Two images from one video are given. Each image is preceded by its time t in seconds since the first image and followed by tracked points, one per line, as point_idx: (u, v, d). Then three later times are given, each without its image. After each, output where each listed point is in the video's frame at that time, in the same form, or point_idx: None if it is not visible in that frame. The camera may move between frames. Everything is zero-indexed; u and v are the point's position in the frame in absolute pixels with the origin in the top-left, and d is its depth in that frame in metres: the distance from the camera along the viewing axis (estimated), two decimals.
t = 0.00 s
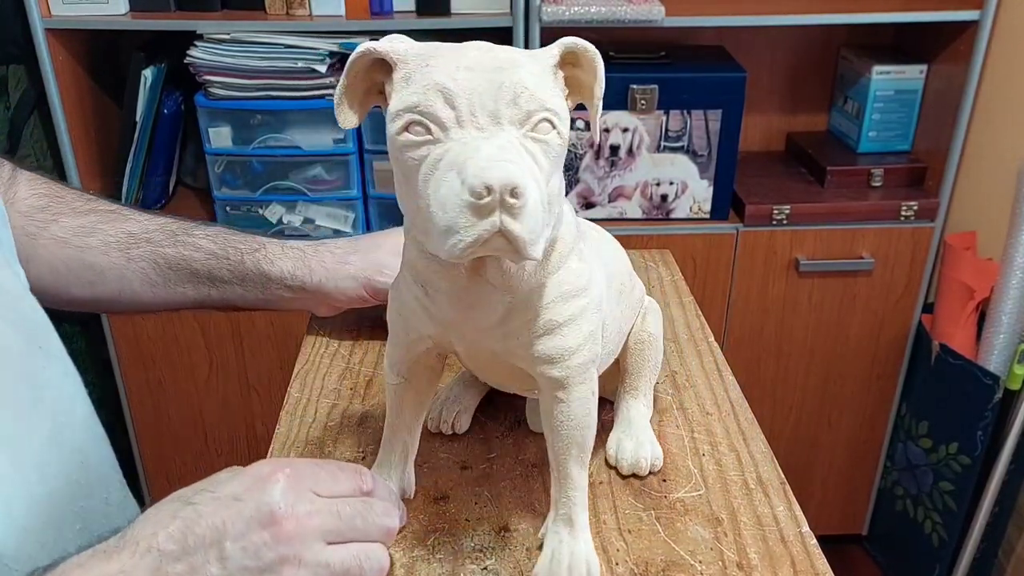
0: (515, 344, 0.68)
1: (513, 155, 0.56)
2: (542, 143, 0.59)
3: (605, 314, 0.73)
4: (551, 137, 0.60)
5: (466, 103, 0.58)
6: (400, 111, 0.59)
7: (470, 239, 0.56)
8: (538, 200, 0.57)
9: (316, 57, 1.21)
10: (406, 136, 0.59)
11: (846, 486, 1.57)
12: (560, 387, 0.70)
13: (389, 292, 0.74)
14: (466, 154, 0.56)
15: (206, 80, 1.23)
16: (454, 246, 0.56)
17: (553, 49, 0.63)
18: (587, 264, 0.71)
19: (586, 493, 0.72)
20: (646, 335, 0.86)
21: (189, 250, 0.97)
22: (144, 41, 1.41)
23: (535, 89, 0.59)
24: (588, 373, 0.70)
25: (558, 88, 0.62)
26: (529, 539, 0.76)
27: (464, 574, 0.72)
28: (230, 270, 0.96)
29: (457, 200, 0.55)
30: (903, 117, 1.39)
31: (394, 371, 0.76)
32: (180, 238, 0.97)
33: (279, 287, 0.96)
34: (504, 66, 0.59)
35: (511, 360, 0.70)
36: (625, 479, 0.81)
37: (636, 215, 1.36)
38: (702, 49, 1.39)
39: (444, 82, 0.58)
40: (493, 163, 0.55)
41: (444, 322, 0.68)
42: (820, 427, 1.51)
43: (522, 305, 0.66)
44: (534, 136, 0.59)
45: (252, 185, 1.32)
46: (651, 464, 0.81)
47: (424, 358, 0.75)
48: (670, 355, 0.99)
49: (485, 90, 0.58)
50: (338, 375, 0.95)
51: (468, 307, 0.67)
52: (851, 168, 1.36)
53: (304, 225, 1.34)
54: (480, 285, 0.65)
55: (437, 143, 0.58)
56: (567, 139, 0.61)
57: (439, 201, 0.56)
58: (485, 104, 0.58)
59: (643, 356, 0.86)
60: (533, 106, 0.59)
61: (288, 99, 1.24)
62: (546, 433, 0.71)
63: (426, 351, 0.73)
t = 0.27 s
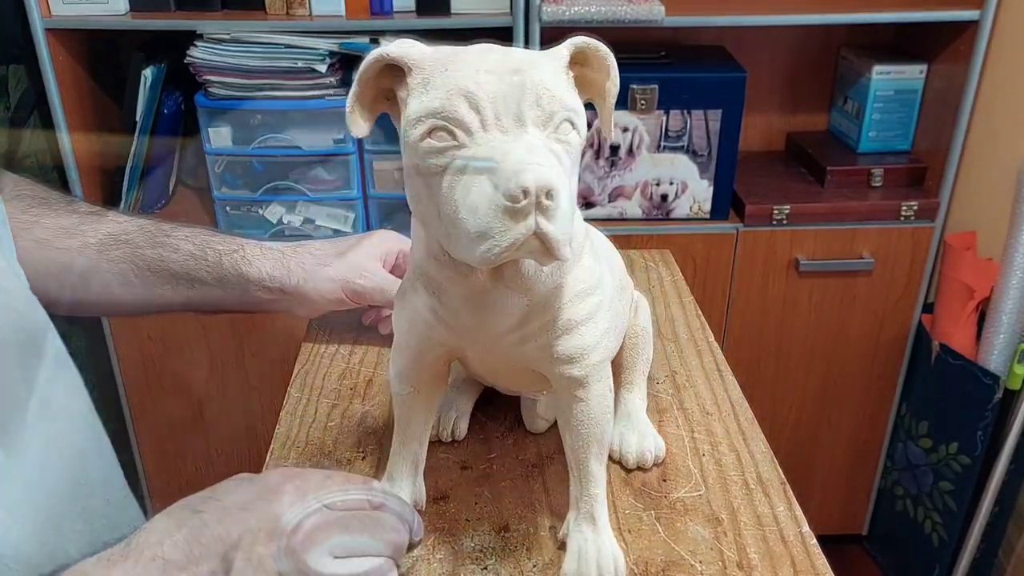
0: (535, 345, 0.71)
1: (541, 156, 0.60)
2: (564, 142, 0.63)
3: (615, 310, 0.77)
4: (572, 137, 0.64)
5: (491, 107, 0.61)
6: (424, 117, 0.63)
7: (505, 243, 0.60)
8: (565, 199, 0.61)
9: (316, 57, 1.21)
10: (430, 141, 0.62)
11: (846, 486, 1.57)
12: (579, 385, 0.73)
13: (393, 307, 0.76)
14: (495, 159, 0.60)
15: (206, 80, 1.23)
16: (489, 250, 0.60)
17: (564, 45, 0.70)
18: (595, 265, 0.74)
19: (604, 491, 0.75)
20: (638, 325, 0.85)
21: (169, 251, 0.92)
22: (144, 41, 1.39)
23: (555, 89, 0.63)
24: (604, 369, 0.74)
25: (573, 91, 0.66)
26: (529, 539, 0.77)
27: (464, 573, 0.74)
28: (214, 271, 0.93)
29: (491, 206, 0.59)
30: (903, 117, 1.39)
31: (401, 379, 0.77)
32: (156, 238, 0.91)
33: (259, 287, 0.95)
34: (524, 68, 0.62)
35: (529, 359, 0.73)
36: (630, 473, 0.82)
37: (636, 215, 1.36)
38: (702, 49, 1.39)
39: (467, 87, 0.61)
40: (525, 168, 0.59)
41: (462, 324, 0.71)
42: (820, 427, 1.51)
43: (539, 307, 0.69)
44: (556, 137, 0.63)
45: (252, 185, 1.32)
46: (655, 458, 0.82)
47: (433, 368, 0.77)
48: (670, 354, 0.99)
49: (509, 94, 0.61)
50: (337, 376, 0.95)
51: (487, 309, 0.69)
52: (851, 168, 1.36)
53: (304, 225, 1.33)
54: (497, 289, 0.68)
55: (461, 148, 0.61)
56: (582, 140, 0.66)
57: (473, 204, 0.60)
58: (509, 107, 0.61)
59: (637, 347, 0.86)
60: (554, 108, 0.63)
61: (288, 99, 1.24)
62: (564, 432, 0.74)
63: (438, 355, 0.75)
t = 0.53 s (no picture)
0: (534, 344, 0.71)
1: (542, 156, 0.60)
2: (565, 142, 0.63)
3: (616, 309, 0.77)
4: (572, 136, 0.64)
5: (492, 106, 0.61)
6: (426, 117, 0.63)
7: (507, 241, 0.60)
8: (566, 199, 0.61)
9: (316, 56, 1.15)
10: (431, 140, 0.63)
11: (845, 486, 1.57)
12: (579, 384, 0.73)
13: (392, 309, 0.76)
14: (496, 158, 0.60)
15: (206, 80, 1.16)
16: (490, 249, 0.60)
17: (564, 45, 0.70)
18: (595, 264, 0.74)
19: (604, 490, 0.75)
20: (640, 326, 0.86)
21: (163, 251, 0.74)
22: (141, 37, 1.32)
23: (556, 89, 0.63)
24: (603, 368, 0.74)
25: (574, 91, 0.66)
26: (530, 539, 0.77)
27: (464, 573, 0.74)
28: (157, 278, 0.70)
29: (491, 205, 0.59)
30: (903, 117, 1.39)
31: (401, 379, 0.77)
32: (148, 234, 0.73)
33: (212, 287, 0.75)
34: (525, 67, 0.62)
35: (529, 359, 0.73)
36: (630, 472, 0.82)
37: (636, 214, 1.36)
38: (702, 48, 1.39)
39: (468, 86, 0.62)
40: (527, 167, 0.59)
41: (463, 323, 0.71)
42: (819, 426, 1.51)
43: (541, 306, 0.69)
44: (557, 136, 0.63)
45: (251, 185, 1.31)
46: (655, 457, 0.82)
47: (433, 368, 0.77)
48: (670, 354, 0.99)
49: (510, 94, 0.61)
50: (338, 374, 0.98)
51: (487, 309, 0.69)
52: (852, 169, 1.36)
53: (304, 225, 1.32)
54: (498, 289, 0.68)
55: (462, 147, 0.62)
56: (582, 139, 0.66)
57: (475, 204, 0.60)
58: (510, 106, 0.61)
59: (636, 346, 0.86)
60: (555, 108, 0.63)
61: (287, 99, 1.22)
62: (564, 432, 0.74)
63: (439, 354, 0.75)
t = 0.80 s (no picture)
0: (533, 343, 0.71)
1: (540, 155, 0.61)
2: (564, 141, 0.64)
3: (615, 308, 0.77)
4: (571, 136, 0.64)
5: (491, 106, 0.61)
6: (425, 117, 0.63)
7: (503, 240, 0.60)
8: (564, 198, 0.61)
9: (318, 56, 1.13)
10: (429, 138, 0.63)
11: (845, 486, 1.57)
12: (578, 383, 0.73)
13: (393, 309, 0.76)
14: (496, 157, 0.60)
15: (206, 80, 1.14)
16: (488, 248, 0.60)
17: (564, 45, 0.70)
18: (595, 263, 0.74)
19: (604, 490, 0.75)
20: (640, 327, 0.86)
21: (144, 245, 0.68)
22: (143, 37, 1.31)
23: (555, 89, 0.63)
24: (603, 367, 0.74)
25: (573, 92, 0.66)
26: (530, 538, 0.77)
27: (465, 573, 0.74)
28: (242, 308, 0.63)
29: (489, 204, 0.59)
30: (903, 116, 1.39)
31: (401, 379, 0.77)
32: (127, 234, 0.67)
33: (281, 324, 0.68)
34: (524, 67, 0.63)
35: (527, 359, 0.73)
36: (630, 472, 0.82)
37: (636, 213, 1.36)
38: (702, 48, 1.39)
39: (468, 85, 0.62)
40: (526, 166, 0.59)
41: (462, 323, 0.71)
42: (819, 426, 1.51)
43: (540, 305, 0.70)
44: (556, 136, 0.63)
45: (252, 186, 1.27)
46: (655, 457, 0.82)
47: (433, 368, 0.77)
48: (670, 353, 0.99)
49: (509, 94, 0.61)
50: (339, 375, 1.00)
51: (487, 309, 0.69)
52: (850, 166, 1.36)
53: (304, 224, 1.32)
54: (497, 289, 0.68)
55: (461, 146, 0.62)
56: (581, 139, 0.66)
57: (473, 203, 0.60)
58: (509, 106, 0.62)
59: (637, 346, 0.86)
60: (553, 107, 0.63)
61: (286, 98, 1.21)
62: (564, 430, 0.74)
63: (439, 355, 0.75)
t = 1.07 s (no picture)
0: (532, 341, 0.71)
1: (539, 152, 0.60)
2: (563, 139, 0.64)
3: (615, 307, 0.77)
4: (570, 134, 0.64)
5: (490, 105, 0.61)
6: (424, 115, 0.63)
7: (504, 239, 0.60)
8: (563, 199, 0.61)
9: (316, 54, 1.18)
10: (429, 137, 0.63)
11: (845, 484, 1.57)
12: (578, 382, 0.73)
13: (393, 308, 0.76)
14: (496, 156, 0.60)
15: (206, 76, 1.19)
16: (488, 246, 0.60)
17: (564, 42, 0.70)
18: (595, 261, 0.74)
19: (604, 490, 0.75)
20: (641, 326, 0.86)
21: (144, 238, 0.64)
22: (143, 40, 1.36)
23: (554, 87, 0.63)
24: (603, 366, 0.74)
25: (572, 89, 0.66)
26: (530, 536, 0.78)
27: (465, 571, 0.74)
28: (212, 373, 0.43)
29: (490, 203, 0.59)
30: (904, 114, 1.39)
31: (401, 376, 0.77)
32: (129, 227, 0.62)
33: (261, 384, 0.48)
34: (523, 66, 0.63)
35: (528, 357, 0.73)
36: (631, 469, 0.83)
37: (636, 211, 1.36)
38: (701, 46, 1.39)
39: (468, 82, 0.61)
40: (526, 165, 0.59)
41: (460, 321, 0.71)
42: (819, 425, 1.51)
43: (540, 303, 0.70)
44: (555, 134, 0.63)
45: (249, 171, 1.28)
46: (655, 455, 0.82)
47: (433, 366, 0.77)
48: (670, 351, 0.99)
49: (507, 92, 0.61)
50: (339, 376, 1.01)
51: (486, 308, 0.69)
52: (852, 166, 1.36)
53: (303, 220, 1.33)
54: (497, 287, 0.68)
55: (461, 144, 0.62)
56: (581, 137, 0.66)
57: (471, 202, 0.60)
58: (509, 104, 0.61)
59: (637, 345, 0.86)
60: (553, 106, 0.63)
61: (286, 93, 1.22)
62: (564, 429, 0.74)
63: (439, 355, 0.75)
